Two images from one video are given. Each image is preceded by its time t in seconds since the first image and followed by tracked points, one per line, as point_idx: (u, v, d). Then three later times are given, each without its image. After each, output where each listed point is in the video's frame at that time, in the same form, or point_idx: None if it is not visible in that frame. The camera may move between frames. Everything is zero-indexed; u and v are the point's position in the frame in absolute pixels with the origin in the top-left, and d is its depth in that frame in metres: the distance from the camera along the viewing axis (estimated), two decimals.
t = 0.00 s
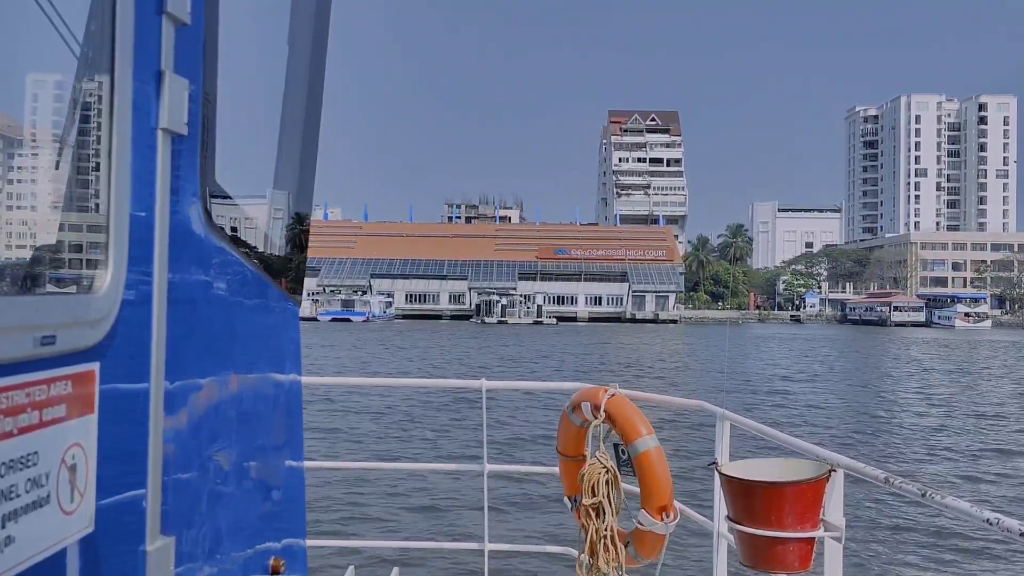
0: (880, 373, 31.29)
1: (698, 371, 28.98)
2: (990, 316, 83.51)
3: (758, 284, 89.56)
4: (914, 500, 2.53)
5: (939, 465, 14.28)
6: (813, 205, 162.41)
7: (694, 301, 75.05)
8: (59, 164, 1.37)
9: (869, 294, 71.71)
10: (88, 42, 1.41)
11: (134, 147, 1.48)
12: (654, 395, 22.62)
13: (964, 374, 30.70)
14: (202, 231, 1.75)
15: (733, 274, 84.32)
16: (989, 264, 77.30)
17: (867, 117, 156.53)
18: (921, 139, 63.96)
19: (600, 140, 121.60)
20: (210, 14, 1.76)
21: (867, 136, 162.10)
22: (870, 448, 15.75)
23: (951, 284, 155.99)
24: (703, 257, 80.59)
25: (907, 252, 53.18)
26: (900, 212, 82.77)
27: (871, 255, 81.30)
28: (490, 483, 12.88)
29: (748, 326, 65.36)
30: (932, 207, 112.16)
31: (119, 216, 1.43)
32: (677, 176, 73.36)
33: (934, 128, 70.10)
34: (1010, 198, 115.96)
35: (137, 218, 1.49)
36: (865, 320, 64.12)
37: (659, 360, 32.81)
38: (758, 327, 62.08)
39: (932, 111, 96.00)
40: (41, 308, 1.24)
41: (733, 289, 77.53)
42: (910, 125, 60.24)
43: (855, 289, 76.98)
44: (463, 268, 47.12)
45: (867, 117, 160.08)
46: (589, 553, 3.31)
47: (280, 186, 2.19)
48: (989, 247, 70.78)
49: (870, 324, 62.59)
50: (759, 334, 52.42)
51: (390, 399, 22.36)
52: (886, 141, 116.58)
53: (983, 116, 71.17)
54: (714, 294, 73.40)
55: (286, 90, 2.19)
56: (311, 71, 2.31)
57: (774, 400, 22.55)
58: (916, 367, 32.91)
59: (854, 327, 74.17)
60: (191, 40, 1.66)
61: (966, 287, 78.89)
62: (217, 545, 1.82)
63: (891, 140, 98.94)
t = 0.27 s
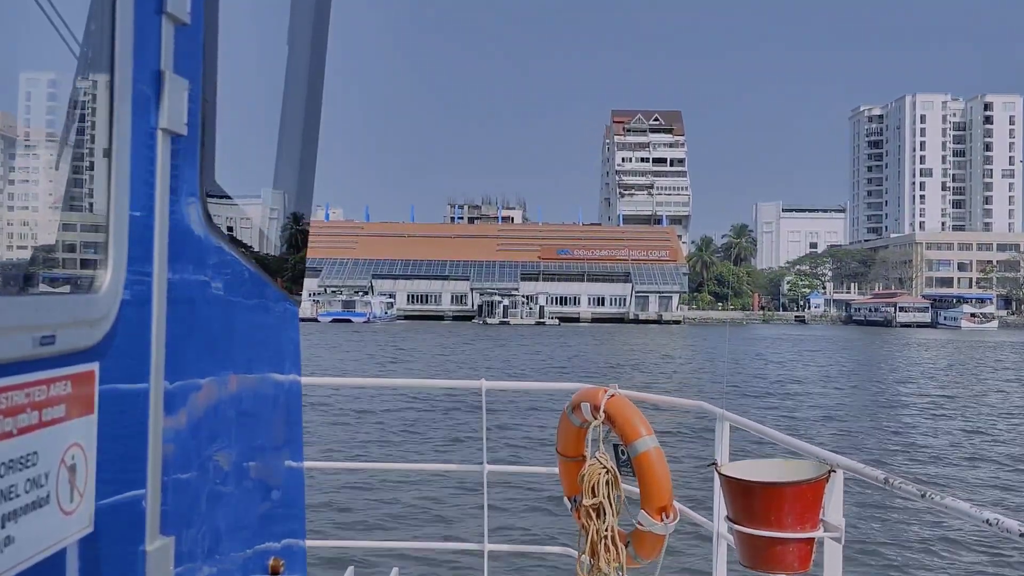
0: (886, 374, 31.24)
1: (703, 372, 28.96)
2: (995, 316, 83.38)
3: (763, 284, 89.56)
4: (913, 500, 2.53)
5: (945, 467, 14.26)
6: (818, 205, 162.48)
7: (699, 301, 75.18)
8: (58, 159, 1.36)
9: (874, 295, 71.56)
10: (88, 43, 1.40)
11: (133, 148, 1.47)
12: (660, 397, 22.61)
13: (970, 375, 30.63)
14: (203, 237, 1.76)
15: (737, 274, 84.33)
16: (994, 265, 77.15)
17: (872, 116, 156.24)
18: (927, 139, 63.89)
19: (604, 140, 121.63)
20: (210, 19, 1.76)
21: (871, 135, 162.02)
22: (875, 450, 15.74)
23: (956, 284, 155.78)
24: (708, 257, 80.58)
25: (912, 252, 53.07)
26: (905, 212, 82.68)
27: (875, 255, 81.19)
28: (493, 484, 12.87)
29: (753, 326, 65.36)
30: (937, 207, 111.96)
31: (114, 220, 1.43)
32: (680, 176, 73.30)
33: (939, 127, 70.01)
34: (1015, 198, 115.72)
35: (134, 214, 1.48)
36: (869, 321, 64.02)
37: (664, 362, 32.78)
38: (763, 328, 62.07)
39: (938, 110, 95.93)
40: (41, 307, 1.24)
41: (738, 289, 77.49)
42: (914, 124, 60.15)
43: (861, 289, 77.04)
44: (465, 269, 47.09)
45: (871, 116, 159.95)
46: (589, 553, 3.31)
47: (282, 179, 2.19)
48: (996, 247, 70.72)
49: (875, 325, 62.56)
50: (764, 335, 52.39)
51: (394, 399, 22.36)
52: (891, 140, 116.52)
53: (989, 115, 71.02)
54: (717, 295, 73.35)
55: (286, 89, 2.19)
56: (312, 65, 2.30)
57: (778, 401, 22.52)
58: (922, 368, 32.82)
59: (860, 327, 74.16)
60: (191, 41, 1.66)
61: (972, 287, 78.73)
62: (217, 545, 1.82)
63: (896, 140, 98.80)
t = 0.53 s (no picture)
0: (893, 374, 31.16)
1: (709, 373, 28.94)
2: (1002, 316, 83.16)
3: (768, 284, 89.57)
4: (914, 500, 2.52)
5: (950, 468, 14.22)
6: (824, 205, 162.52)
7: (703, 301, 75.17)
8: (59, 159, 1.35)
9: (880, 294, 71.37)
10: (88, 44, 1.39)
11: (133, 148, 1.46)
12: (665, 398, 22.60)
13: (978, 375, 30.51)
14: (204, 238, 1.75)
15: (742, 274, 84.34)
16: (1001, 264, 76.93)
17: (877, 115, 156.12)
18: (933, 138, 63.77)
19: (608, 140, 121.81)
20: (209, 21, 1.76)
21: (877, 134, 161.87)
22: (881, 451, 15.70)
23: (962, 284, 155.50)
24: (714, 256, 80.54)
25: (919, 252, 52.91)
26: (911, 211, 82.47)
27: (881, 254, 80.96)
28: (496, 483, 12.87)
29: (759, 327, 65.33)
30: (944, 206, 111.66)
31: (115, 221, 1.42)
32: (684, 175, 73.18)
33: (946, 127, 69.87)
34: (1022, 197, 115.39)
35: (135, 211, 1.48)
36: (875, 321, 63.85)
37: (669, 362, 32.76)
38: (768, 328, 62.02)
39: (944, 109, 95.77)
40: (41, 307, 1.23)
41: (743, 288, 77.50)
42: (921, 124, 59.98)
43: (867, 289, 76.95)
44: (467, 269, 47.05)
45: (877, 114, 159.78)
46: (589, 554, 3.30)
47: (282, 177, 2.19)
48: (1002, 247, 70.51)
49: (881, 325, 62.52)
50: (770, 335, 52.32)
51: (398, 399, 22.38)
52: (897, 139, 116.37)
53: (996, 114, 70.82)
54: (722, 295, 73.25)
55: (286, 88, 2.18)
56: (312, 62, 2.30)
57: (784, 401, 22.46)
58: (930, 368, 32.69)
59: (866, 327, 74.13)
60: (191, 41, 1.65)
61: (979, 287, 78.51)
62: (218, 544, 1.81)
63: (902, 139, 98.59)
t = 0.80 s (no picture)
0: (902, 375, 31.00)
1: (715, 374, 28.89)
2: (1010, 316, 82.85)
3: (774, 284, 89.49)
4: (913, 500, 2.52)
5: (956, 469, 14.17)
6: (829, 205, 162.47)
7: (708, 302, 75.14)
8: (57, 158, 1.35)
9: (887, 294, 71.18)
10: (87, 42, 1.38)
11: (132, 147, 1.46)
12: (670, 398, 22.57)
13: (987, 376, 30.38)
14: (204, 240, 1.75)
15: (748, 274, 84.27)
16: (1009, 264, 76.64)
17: (883, 114, 155.82)
18: (940, 137, 63.64)
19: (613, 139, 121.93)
20: (210, 20, 1.75)
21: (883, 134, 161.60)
22: (887, 452, 15.66)
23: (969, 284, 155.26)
24: (719, 256, 80.49)
25: (926, 251, 52.69)
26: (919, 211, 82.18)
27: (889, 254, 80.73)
28: (498, 483, 12.86)
29: (764, 327, 65.26)
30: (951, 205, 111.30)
31: (115, 219, 1.42)
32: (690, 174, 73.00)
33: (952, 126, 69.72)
34: None
35: (137, 208, 1.47)
36: (883, 321, 63.65)
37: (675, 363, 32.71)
38: (774, 328, 61.92)
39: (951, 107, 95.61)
40: (39, 309, 1.22)
41: (748, 288, 77.45)
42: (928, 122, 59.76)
43: (873, 289, 76.84)
44: (470, 268, 47.00)
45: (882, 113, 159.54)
46: (589, 554, 3.29)
47: (281, 172, 2.18)
48: (1010, 247, 70.24)
49: (888, 325, 62.42)
50: (776, 335, 52.17)
51: (403, 399, 22.37)
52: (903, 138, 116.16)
53: (1004, 113, 70.56)
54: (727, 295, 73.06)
55: (286, 88, 2.18)
56: (311, 59, 2.29)
57: (790, 402, 22.39)
58: (939, 369, 32.56)
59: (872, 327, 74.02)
60: (191, 41, 1.65)
61: (987, 287, 78.27)
62: (217, 545, 1.81)
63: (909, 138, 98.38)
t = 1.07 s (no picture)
0: (912, 376, 30.88)
1: (722, 376, 28.87)
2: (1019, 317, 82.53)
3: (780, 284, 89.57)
4: (913, 499, 2.52)
5: (962, 471, 14.13)
6: (835, 205, 162.55)
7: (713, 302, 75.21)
8: (55, 157, 1.35)
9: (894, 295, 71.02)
10: (87, 43, 1.39)
11: (130, 145, 1.46)
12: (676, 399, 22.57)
13: (997, 377, 30.24)
14: (204, 239, 1.76)
15: (754, 274, 84.19)
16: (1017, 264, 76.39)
17: (889, 114, 155.56)
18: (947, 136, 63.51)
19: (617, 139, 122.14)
20: (209, 18, 1.76)
21: (889, 133, 161.40)
22: (893, 453, 15.63)
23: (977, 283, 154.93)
24: (724, 256, 80.46)
25: (934, 252, 52.49)
26: (926, 210, 81.97)
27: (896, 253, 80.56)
28: (502, 483, 12.87)
29: (770, 327, 65.23)
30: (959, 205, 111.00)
31: (116, 218, 1.43)
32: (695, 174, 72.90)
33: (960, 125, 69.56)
34: None
35: (138, 204, 1.48)
36: (890, 322, 63.50)
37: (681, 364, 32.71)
38: (780, 328, 61.88)
39: (958, 106, 95.40)
40: (40, 308, 1.23)
41: (754, 288, 77.43)
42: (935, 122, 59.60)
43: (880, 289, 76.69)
44: (474, 269, 46.97)
45: (889, 112, 159.31)
46: (589, 553, 3.30)
47: (281, 170, 2.20)
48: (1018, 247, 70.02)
49: (894, 325, 62.36)
50: (782, 335, 52.06)
51: (408, 399, 22.42)
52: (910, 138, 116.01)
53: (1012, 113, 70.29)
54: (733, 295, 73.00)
55: (285, 87, 2.18)
56: (312, 56, 2.30)
57: (797, 404, 22.34)
58: (948, 370, 32.43)
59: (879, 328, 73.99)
60: (191, 41, 1.66)
61: (995, 287, 78.01)
62: (218, 544, 1.82)
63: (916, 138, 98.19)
